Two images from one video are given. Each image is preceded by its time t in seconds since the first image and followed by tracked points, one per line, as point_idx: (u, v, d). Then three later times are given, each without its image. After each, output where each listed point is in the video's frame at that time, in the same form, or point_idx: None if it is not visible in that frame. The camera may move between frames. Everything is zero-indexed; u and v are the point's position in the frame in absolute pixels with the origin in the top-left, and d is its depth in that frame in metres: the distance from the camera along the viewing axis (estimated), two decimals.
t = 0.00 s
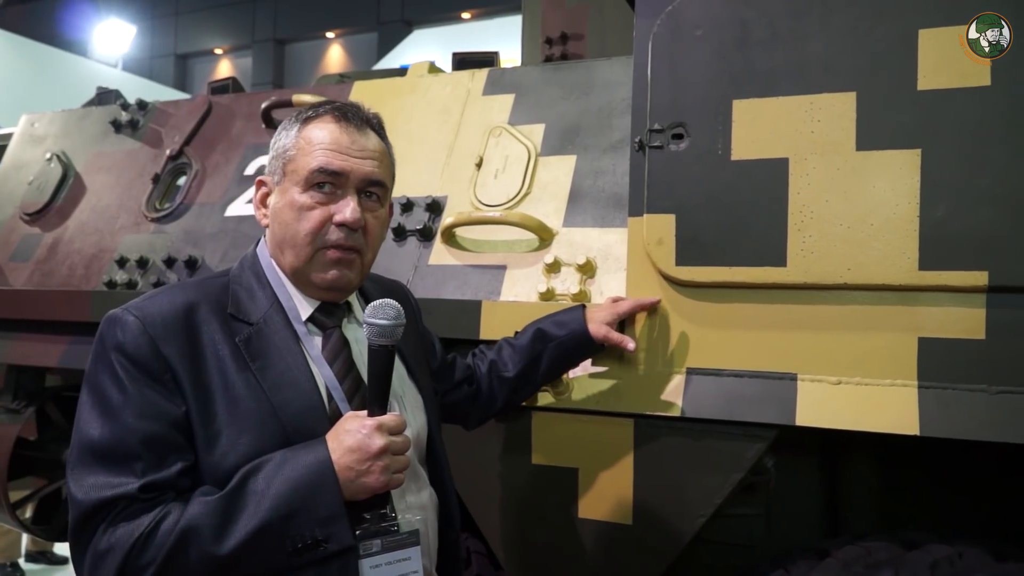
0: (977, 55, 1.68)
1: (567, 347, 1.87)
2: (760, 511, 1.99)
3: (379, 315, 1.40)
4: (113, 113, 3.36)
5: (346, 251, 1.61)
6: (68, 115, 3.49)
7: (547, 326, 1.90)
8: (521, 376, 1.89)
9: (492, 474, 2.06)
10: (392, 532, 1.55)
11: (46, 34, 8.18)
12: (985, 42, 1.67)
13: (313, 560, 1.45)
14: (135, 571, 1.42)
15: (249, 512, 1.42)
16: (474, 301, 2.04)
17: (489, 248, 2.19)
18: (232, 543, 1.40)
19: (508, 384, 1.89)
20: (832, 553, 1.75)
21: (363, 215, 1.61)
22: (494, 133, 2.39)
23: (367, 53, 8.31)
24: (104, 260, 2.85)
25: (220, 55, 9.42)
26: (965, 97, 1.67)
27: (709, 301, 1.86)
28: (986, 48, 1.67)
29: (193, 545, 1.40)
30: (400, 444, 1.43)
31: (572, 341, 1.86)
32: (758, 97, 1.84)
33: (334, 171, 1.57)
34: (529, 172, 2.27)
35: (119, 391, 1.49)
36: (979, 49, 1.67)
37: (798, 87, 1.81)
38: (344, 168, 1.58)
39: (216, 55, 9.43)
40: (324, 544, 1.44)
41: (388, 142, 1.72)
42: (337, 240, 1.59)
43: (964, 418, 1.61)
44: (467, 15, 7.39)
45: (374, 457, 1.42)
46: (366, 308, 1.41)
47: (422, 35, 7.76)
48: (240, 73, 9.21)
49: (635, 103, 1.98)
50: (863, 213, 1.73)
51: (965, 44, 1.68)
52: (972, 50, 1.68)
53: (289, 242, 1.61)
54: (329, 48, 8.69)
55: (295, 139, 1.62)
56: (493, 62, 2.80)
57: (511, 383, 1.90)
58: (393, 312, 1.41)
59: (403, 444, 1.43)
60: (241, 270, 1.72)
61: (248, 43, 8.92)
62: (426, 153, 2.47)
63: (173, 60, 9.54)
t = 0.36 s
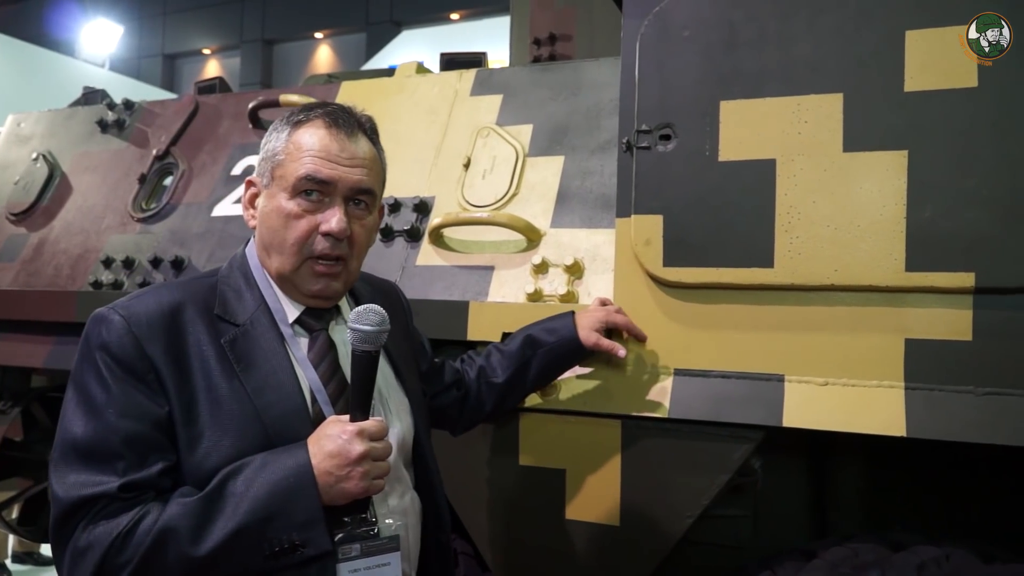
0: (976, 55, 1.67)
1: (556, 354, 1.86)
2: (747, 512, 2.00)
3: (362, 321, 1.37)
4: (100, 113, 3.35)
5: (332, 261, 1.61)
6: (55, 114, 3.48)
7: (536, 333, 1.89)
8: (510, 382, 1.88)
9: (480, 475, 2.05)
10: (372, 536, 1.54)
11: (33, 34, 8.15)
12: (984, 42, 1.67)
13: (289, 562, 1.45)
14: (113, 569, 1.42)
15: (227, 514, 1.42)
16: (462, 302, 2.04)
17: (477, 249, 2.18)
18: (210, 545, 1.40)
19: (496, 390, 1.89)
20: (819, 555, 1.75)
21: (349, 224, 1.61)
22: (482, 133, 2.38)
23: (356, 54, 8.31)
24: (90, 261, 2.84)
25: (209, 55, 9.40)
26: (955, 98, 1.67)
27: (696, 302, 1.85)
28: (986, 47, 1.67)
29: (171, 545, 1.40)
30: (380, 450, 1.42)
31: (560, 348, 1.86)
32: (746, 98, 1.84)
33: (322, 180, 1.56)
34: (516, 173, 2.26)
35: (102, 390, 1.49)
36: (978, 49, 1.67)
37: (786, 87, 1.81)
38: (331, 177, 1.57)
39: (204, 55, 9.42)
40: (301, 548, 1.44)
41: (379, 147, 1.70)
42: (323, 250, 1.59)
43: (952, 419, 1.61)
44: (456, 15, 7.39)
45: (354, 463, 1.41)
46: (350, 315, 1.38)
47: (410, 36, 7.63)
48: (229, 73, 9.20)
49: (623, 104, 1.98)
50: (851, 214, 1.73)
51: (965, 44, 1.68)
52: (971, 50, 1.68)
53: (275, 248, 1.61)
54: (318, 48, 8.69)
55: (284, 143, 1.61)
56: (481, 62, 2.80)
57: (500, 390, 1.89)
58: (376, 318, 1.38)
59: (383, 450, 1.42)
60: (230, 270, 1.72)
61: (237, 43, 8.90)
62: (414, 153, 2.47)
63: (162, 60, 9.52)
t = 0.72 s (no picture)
0: (976, 55, 1.66)
1: (550, 356, 1.85)
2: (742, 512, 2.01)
3: (344, 316, 1.36)
4: (94, 114, 3.35)
5: (313, 259, 1.61)
6: (49, 116, 3.48)
7: (530, 335, 1.87)
8: (501, 382, 1.88)
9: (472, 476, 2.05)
10: (355, 534, 1.54)
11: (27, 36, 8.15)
12: (984, 42, 1.66)
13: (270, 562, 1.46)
14: (92, 570, 1.41)
15: (209, 513, 1.42)
16: (456, 302, 2.03)
17: (471, 249, 2.18)
18: (190, 545, 1.40)
19: (487, 390, 1.88)
20: (814, 554, 1.74)
21: (329, 221, 1.60)
22: (476, 133, 2.38)
23: (350, 55, 8.30)
24: (84, 262, 2.84)
25: (203, 56, 9.40)
26: (952, 96, 1.66)
27: (691, 301, 1.85)
28: (986, 48, 1.65)
29: (151, 545, 1.39)
30: (363, 446, 1.41)
31: (557, 350, 1.85)
32: (741, 96, 1.83)
33: (299, 178, 1.56)
34: (511, 172, 2.26)
35: (80, 389, 1.48)
36: (978, 49, 1.66)
37: (780, 85, 1.80)
38: (309, 175, 1.56)
39: (200, 56, 9.42)
40: (284, 547, 1.45)
41: (355, 143, 1.70)
42: (304, 248, 1.58)
43: (947, 419, 1.60)
44: (450, 15, 7.38)
45: (336, 461, 1.40)
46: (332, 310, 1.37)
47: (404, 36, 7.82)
48: (224, 75, 9.21)
49: (617, 103, 1.97)
50: (846, 212, 1.73)
51: (965, 44, 1.67)
52: (971, 50, 1.66)
53: (255, 249, 1.60)
54: (313, 49, 8.70)
55: (259, 141, 1.59)
56: (476, 62, 2.80)
57: (491, 390, 1.88)
58: (358, 313, 1.38)
59: (366, 446, 1.41)
60: (209, 269, 1.73)
61: (232, 44, 8.91)
62: (408, 154, 2.46)
63: (157, 62, 9.53)
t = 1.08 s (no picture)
0: (976, 55, 1.65)
1: (552, 354, 1.85)
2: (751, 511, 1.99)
3: (346, 315, 1.36)
4: (103, 114, 3.36)
5: (312, 253, 1.62)
6: (59, 116, 3.50)
7: (536, 330, 1.86)
8: (498, 371, 1.88)
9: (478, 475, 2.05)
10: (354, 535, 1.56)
11: (36, 37, 8.21)
12: (984, 42, 1.65)
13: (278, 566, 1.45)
14: None
15: (212, 521, 1.41)
16: (463, 300, 2.04)
17: (479, 247, 2.18)
18: (196, 554, 1.38)
19: (482, 378, 1.88)
20: (823, 553, 1.74)
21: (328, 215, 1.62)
22: (483, 132, 2.38)
23: (358, 54, 8.32)
24: (93, 261, 2.86)
25: (212, 57, 9.43)
26: (960, 93, 1.65)
27: (699, 299, 1.84)
28: (986, 48, 1.65)
29: (153, 558, 1.37)
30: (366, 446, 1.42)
31: (560, 347, 1.85)
32: (748, 94, 1.83)
33: (300, 173, 1.55)
34: (518, 171, 2.26)
35: (64, 398, 1.44)
36: (978, 50, 1.65)
37: (788, 83, 1.79)
38: (309, 170, 1.56)
39: (208, 56, 9.47)
40: (291, 552, 1.44)
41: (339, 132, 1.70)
42: (305, 243, 1.59)
43: (956, 417, 1.59)
44: (458, 15, 7.39)
45: (342, 462, 1.41)
46: (335, 309, 1.37)
47: (406, 41, 7.84)
48: (232, 75, 9.24)
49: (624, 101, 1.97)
50: (855, 210, 1.72)
51: (965, 44, 1.66)
52: (971, 51, 1.66)
53: (253, 247, 1.58)
54: (321, 49, 8.72)
55: (249, 135, 1.56)
56: (483, 61, 2.80)
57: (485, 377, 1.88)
58: (359, 313, 1.38)
59: (368, 446, 1.42)
60: (185, 266, 1.70)
61: (240, 44, 8.94)
62: (416, 153, 2.47)
63: (166, 62, 9.56)
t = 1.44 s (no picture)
0: (976, 55, 1.66)
1: (551, 336, 1.88)
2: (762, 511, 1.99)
3: (341, 317, 1.38)
4: (117, 114, 3.38)
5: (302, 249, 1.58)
6: (73, 116, 3.52)
7: (535, 311, 1.88)
8: (498, 350, 1.90)
9: (488, 475, 2.04)
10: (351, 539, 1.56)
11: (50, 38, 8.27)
12: (984, 42, 1.66)
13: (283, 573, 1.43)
14: None
15: (208, 537, 1.36)
16: (475, 300, 2.05)
17: (490, 247, 2.19)
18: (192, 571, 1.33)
19: (479, 357, 1.90)
20: (835, 554, 1.73)
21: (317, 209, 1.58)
22: (495, 131, 2.39)
23: (369, 53, 8.34)
24: (107, 260, 2.88)
25: (223, 57, 9.46)
26: (971, 93, 1.65)
27: (712, 299, 1.84)
28: (986, 48, 1.65)
29: None
30: (364, 451, 1.44)
31: (561, 327, 1.88)
32: (760, 93, 1.82)
33: (290, 169, 1.50)
34: (529, 170, 2.26)
35: (41, 412, 1.34)
36: (978, 49, 1.66)
37: (799, 82, 1.79)
38: (299, 165, 1.51)
39: (220, 56, 9.51)
40: (291, 563, 1.41)
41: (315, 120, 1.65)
42: (297, 240, 1.55)
43: (967, 417, 1.59)
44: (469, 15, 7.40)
45: (341, 468, 1.41)
46: (330, 309, 1.38)
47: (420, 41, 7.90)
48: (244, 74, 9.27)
49: (635, 101, 1.97)
50: (867, 210, 1.72)
51: (965, 44, 1.66)
52: (971, 50, 1.66)
53: (243, 248, 1.52)
54: (333, 48, 8.74)
55: (231, 130, 1.48)
56: (494, 61, 2.80)
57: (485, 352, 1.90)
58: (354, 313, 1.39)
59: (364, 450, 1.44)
60: (159, 266, 1.61)
61: (252, 44, 8.98)
62: (427, 152, 2.47)
63: (178, 62, 9.60)
